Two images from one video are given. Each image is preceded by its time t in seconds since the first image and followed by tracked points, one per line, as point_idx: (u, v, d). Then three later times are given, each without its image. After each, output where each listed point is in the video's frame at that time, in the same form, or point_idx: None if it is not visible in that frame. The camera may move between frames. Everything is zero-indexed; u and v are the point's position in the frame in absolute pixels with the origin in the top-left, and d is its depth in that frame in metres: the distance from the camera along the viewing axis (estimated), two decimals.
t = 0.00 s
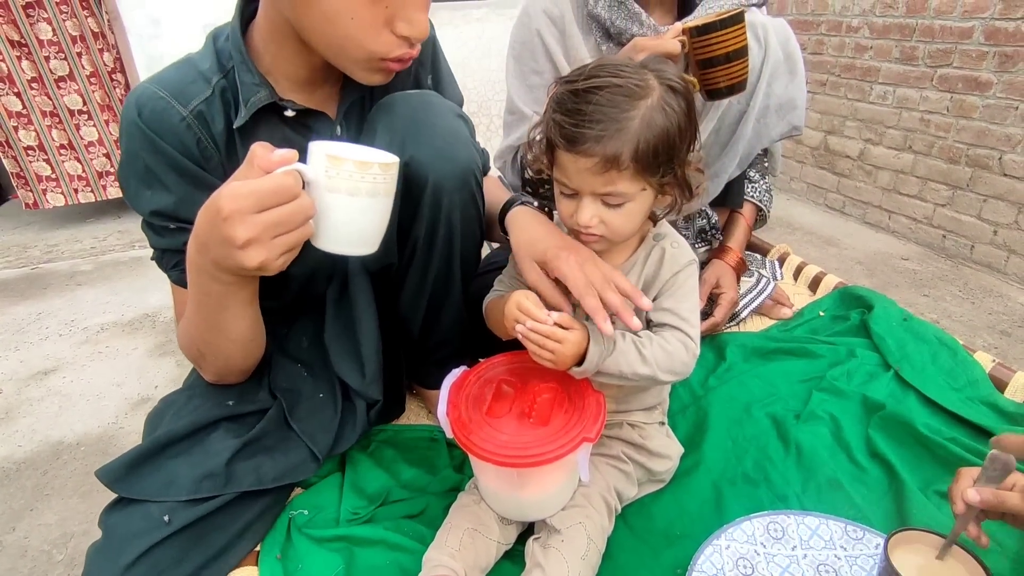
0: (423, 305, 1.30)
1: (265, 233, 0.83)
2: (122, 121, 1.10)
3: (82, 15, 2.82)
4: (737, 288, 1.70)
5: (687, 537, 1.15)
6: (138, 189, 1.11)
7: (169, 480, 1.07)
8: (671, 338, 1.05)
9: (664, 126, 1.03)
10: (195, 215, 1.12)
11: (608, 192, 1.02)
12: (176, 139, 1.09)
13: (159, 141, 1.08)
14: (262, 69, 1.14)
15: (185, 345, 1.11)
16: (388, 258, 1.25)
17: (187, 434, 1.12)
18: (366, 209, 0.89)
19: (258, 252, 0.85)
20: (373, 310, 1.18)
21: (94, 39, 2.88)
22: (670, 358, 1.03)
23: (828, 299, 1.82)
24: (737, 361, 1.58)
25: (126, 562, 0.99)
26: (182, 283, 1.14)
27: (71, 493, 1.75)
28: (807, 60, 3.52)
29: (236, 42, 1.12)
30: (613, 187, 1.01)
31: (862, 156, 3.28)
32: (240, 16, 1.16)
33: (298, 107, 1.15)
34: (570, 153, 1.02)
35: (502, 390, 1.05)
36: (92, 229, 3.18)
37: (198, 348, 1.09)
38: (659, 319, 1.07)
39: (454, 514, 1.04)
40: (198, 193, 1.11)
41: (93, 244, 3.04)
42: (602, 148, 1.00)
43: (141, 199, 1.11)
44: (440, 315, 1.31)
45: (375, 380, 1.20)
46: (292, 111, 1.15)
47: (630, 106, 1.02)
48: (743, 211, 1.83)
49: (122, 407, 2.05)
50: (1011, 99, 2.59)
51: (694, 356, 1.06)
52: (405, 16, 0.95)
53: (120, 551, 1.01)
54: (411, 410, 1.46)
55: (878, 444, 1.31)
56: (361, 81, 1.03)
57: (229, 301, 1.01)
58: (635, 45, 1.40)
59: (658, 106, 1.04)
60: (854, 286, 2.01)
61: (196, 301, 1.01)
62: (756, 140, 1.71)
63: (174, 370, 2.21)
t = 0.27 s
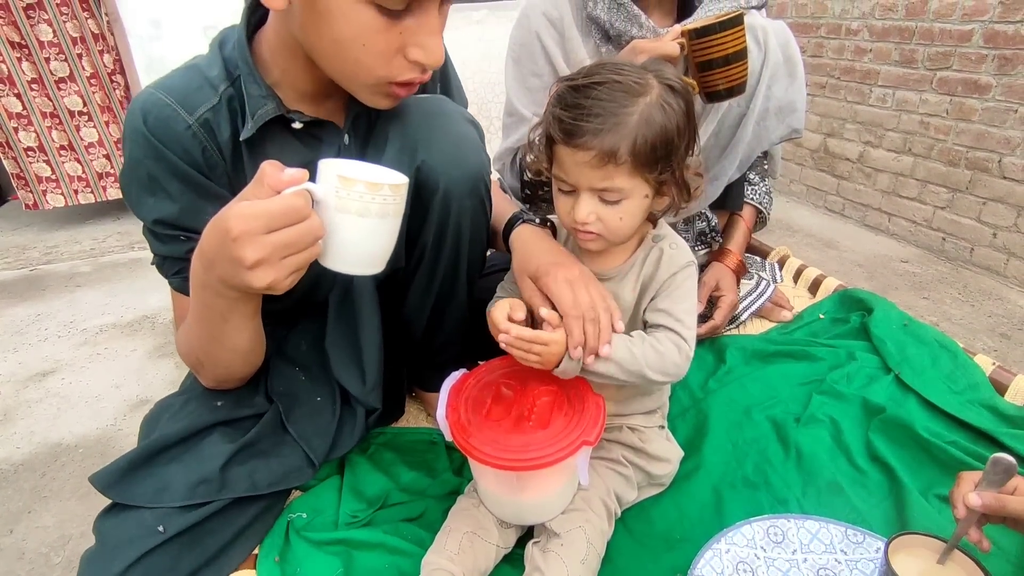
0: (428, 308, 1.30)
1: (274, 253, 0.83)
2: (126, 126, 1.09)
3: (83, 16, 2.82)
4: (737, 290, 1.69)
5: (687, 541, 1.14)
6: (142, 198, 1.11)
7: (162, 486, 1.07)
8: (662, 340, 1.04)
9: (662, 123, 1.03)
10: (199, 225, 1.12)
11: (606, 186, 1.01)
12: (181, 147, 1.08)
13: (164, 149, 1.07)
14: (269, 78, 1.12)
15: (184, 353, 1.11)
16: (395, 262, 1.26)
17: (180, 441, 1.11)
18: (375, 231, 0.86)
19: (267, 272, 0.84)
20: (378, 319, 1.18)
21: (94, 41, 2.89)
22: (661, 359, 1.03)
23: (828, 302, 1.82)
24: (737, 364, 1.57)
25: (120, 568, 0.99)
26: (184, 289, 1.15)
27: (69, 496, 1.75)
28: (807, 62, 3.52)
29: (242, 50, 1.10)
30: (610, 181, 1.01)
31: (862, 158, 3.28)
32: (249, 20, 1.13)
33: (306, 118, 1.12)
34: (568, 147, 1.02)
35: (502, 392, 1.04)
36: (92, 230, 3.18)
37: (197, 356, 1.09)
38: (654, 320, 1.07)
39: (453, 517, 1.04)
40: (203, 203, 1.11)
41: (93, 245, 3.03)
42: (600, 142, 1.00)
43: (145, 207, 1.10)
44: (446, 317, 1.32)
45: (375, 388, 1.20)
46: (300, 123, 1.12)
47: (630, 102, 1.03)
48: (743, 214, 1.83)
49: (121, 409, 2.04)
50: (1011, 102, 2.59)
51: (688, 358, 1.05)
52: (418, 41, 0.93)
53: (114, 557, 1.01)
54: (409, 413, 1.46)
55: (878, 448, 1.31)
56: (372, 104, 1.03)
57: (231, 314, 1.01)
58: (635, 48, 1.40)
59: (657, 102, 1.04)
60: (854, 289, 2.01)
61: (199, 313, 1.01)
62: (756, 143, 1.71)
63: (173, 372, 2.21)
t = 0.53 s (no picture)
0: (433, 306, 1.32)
1: (290, 278, 0.82)
2: (130, 133, 1.08)
3: (83, 17, 2.83)
4: (736, 291, 1.70)
5: (685, 543, 1.14)
6: (144, 208, 1.09)
7: (161, 488, 1.07)
8: (626, 318, 1.04)
9: (660, 119, 1.05)
10: (204, 236, 1.11)
11: (595, 170, 1.04)
12: (187, 157, 1.07)
13: (170, 159, 1.06)
14: (280, 88, 1.09)
15: (187, 359, 1.11)
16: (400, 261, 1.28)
17: (177, 443, 1.11)
18: (389, 256, 0.85)
19: (282, 296, 0.84)
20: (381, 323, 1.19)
21: (95, 42, 2.89)
22: (620, 336, 1.02)
23: (828, 303, 1.82)
24: (736, 365, 1.57)
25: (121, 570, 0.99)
26: (188, 298, 1.14)
27: (68, 497, 1.75)
28: (807, 64, 3.52)
29: (250, 58, 1.07)
30: (601, 166, 1.04)
31: (861, 159, 3.28)
32: (256, 29, 1.12)
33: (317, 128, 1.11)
34: (564, 128, 1.06)
35: (498, 393, 1.04)
36: (92, 231, 3.18)
37: (201, 365, 1.09)
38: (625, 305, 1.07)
39: (452, 518, 1.04)
40: (209, 214, 1.11)
41: (92, 246, 3.03)
42: (595, 125, 1.03)
43: (150, 217, 1.09)
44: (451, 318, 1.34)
45: (377, 390, 1.23)
46: (313, 134, 1.11)
47: (630, 92, 1.06)
48: (743, 215, 1.83)
49: (120, 410, 2.04)
50: (1010, 104, 2.59)
51: (646, 349, 1.03)
52: (441, 78, 0.92)
53: (114, 559, 1.01)
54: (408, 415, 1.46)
55: (878, 449, 1.31)
56: (392, 141, 1.02)
57: (238, 328, 1.01)
58: (635, 50, 1.41)
59: (658, 98, 1.07)
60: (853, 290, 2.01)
61: (207, 326, 1.00)
62: (756, 144, 1.71)
63: (172, 373, 2.21)
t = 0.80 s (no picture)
0: (442, 295, 1.36)
1: (298, 284, 0.82)
2: (140, 135, 1.06)
3: (84, 18, 2.83)
4: (736, 291, 1.70)
5: (686, 542, 1.14)
6: (155, 212, 1.09)
7: (171, 483, 1.07)
8: (586, 287, 1.05)
9: (654, 114, 1.10)
10: (215, 241, 1.11)
11: (584, 147, 1.09)
12: (199, 160, 1.06)
13: (183, 163, 1.05)
14: (299, 91, 1.08)
15: (192, 360, 1.11)
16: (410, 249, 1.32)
17: (187, 439, 1.11)
18: (397, 266, 0.85)
19: (290, 302, 0.84)
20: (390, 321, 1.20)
21: (96, 42, 2.89)
22: (575, 302, 1.02)
23: (828, 303, 1.82)
24: (736, 364, 1.57)
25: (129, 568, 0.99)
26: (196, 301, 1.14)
27: (68, 497, 1.74)
28: (807, 64, 3.53)
29: (268, 65, 1.07)
30: (588, 144, 1.09)
31: (861, 160, 3.28)
32: (272, 35, 1.11)
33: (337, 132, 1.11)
34: (564, 106, 1.13)
35: (492, 389, 1.04)
36: (92, 232, 3.18)
37: (205, 365, 1.09)
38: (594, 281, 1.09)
39: (452, 517, 1.04)
40: (219, 218, 1.10)
41: (92, 247, 3.03)
42: (590, 105, 1.09)
43: (161, 222, 1.08)
44: (463, 304, 1.38)
45: (384, 386, 1.23)
46: (333, 138, 1.11)
47: (631, 83, 1.12)
48: (743, 216, 1.84)
49: (120, 410, 2.04)
50: (1009, 104, 2.59)
51: (603, 322, 1.03)
52: (479, 125, 0.94)
53: (121, 557, 1.01)
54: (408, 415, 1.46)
55: (878, 448, 1.31)
56: (422, 173, 1.04)
57: (244, 331, 1.01)
58: (635, 50, 1.41)
59: (657, 94, 1.12)
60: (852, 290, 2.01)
61: (214, 330, 1.00)
62: (756, 144, 1.71)
63: (172, 373, 2.21)
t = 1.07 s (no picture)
0: (442, 293, 1.36)
1: (301, 281, 0.82)
2: (149, 136, 1.06)
3: (85, 18, 2.83)
4: (736, 291, 1.70)
5: (685, 543, 1.14)
6: (162, 213, 1.08)
7: (174, 483, 1.07)
8: (578, 272, 1.05)
9: (657, 112, 1.10)
10: (222, 241, 1.10)
11: (587, 143, 1.09)
12: (208, 161, 1.06)
13: (192, 163, 1.05)
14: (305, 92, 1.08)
15: (196, 361, 1.11)
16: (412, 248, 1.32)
17: (192, 438, 1.11)
18: (401, 266, 0.85)
19: (293, 298, 0.84)
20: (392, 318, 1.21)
21: (97, 42, 2.89)
22: (565, 283, 1.03)
23: (828, 303, 1.82)
24: (736, 365, 1.57)
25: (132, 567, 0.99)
26: (201, 301, 1.14)
27: (68, 498, 1.74)
28: (807, 65, 3.53)
29: (277, 66, 1.07)
30: (592, 139, 1.09)
31: (861, 161, 3.28)
32: (280, 37, 1.12)
33: (345, 133, 1.12)
34: (569, 101, 1.13)
35: (493, 389, 1.04)
36: (91, 232, 3.17)
37: (209, 365, 1.09)
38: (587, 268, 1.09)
39: (452, 517, 1.04)
40: (227, 219, 1.10)
41: (92, 247, 3.03)
42: (594, 101, 1.09)
43: (167, 222, 1.08)
44: (464, 302, 1.38)
45: (388, 383, 1.23)
46: (341, 139, 1.12)
47: (634, 80, 1.12)
48: (743, 216, 1.84)
49: (119, 411, 2.04)
50: (1009, 105, 2.59)
51: (592, 304, 1.03)
52: (489, 127, 0.95)
53: (125, 556, 1.00)
54: (408, 415, 1.46)
55: (878, 449, 1.31)
56: (427, 171, 1.04)
57: (247, 328, 1.01)
58: (635, 51, 1.41)
59: (660, 93, 1.12)
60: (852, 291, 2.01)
61: (219, 328, 1.00)
62: (756, 144, 1.71)
63: (172, 373, 2.21)
